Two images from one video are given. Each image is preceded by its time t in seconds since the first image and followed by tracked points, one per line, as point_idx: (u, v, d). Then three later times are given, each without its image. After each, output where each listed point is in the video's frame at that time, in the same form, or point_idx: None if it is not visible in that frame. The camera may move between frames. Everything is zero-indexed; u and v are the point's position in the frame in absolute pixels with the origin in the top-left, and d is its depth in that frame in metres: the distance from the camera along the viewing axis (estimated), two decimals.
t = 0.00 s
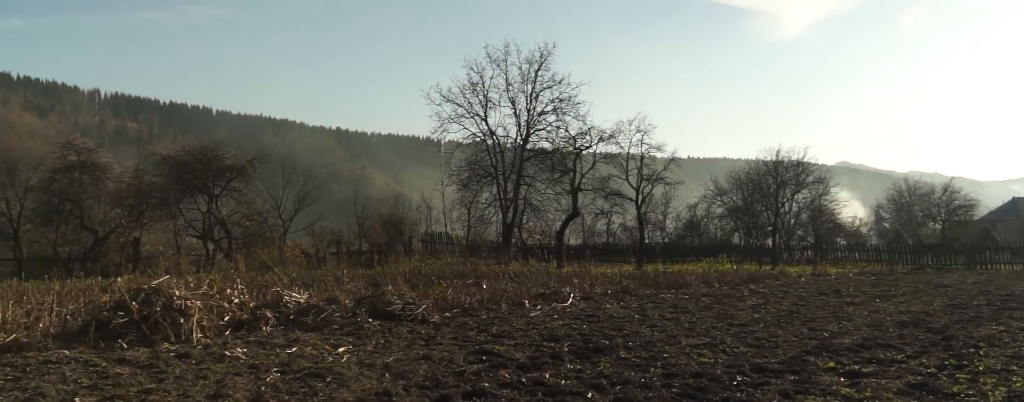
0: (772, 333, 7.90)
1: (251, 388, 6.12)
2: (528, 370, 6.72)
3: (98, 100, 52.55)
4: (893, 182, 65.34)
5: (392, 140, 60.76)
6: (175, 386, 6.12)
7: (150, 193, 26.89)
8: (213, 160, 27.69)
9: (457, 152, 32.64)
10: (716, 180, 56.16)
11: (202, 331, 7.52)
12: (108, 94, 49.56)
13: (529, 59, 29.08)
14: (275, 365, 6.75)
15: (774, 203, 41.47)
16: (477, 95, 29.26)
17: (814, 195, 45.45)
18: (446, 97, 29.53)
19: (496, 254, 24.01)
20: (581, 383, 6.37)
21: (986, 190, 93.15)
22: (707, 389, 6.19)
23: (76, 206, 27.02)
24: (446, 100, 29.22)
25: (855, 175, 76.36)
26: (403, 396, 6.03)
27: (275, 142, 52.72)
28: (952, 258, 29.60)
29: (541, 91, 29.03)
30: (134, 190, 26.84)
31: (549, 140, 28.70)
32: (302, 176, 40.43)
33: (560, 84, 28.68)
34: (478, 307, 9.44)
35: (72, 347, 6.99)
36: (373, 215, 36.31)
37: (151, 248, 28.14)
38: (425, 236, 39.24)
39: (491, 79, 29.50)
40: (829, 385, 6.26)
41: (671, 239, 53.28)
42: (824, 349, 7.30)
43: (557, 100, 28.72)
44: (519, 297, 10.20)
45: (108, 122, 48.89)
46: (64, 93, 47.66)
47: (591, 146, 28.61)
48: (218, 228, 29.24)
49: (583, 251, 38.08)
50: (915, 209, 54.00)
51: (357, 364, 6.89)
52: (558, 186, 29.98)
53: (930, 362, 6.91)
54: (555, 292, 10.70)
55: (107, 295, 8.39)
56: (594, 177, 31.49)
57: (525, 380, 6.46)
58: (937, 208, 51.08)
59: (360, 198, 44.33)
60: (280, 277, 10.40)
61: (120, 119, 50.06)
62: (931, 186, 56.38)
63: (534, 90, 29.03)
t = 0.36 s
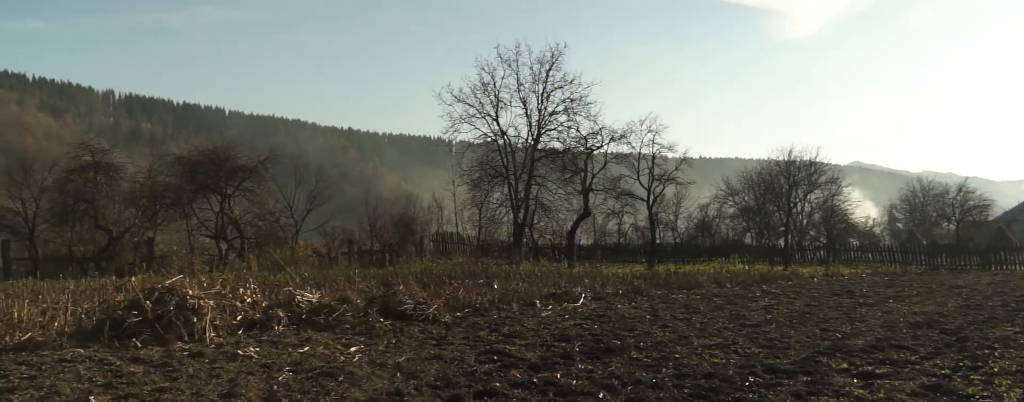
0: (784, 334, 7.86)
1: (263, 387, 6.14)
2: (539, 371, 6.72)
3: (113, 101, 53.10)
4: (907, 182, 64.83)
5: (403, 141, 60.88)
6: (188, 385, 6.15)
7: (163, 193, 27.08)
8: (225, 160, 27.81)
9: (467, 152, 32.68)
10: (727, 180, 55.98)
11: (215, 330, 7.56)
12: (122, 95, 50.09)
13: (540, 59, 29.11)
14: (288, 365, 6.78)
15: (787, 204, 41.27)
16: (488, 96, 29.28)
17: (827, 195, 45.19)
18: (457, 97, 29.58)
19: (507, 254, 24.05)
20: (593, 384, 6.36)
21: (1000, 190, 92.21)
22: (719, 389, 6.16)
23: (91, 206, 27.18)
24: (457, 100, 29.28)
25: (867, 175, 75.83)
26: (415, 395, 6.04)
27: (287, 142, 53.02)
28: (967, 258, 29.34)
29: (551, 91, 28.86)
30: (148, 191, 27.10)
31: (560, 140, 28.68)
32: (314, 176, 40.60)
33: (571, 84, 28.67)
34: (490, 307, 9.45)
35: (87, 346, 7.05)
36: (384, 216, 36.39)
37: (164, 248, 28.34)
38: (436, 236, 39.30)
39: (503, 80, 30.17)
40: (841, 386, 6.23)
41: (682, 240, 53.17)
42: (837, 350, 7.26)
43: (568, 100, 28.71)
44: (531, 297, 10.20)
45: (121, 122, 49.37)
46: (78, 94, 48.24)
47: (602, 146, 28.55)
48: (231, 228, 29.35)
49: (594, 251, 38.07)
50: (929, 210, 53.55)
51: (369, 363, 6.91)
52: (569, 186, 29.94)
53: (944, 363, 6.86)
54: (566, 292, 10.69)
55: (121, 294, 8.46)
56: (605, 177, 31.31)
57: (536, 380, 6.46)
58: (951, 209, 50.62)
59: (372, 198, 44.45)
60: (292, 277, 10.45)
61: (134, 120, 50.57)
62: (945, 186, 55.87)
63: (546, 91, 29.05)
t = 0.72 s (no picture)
0: (797, 335, 7.82)
1: (275, 386, 6.17)
2: (551, 371, 6.72)
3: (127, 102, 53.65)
4: (922, 182, 64.22)
5: (414, 142, 61.13)
6: (201, 384, 6.18)
7: (177, 194, 27.29)
8: (238, 160, 27.96)
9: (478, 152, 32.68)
10: (740, 180, 55.73)
11: (227, 329, 7.60)
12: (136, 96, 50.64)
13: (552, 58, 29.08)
14: (300, 364, 6.80)
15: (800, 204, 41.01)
16: (500, 96, 29.28)
17: (840, 195, 44.86)
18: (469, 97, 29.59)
19: (518, 254, 24.06)
20: (604, 384, 6.34)
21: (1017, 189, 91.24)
22: (731, 391, 6.13)
23: (105, 206, 27.18)
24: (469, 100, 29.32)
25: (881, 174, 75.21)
26: (426, 395, 6.05)
27: (300, 143, 53.46)
28: (983, 259, 29.03)
29: (564, 91, 28.65)
30: (161, 191, 27.26)
31: (571, 140, 28.63)
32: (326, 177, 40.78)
33: (583, 84, 28.62)
34: (501, 306, 9.45)
35: (101, 345, 7.10)
36: (396, 216, 36.47)
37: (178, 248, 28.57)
38: (447, 236, 39.40)
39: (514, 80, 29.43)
40: (855, 387, 6.19)
41: (694, 240, 53.05)
42: (850, 351, 7.22)
43: (580, 100, 28.65)
44: (542, 298, 10.19)
45: (134, 123, 49.98)
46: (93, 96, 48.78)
47: (614, 146, 28.46)
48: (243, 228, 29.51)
49: (606, 252, 38.04)
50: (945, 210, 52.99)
51: (380, 363, 6.93)
52: (580, 186, 29.88)
53: (959, 365, 6.80)
54: (577, 292, 10.68)
55: (135, 293, 8.52)
56: (617, 177, 31.01)
57: (548, 380, 6.46)
58: (967, 209, 50.11)
59: (384, 198, 44.62)
60: (305, 276, 10.50)
61: (148, 121, 51.09)
62: (960, 186, 55.30)
63: (557, 91, 28.95)
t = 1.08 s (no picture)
0: (810, 335, 7.77)
1: (288, 385, 6.19)
2: (562, 371, 6.71)
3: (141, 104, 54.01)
4: (936, 182, 63.70)
5: (426, 141, 61.38)
6: (214, 383, 6.21)
7: (190, 194, 27.48)
8: (250, 160, 28.11)
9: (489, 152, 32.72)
10: (752, 179, 55.52)
11: (240, 329, 7.64)
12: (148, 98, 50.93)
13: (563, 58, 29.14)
14: (312, 363, 6.83)
15: (813, 204, 40.82)
16: (511, 96, 29.33)
17: (853, 195, 44.61)
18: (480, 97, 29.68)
19: (529, 253, 24.06)
20: (616, 384, 6.33)
21: None
22: (744, 391, 6.11)
23: (120, 206, 27.37)
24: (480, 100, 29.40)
25: (894, 174, 74.68)
26: (438, 395, 6.06)
27: (312, 144, 53.89)
28: (998, 259, 28.78)
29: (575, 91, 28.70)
30: (175, 191, 27.44)
31: (582, 140, 28.64)
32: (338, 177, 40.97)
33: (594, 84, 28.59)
34: (512, 306, 9.45)
35: (116, 343, 7.15)
36: (407, 215, 36.57)
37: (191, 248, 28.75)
38: (459, 236, 39.50)
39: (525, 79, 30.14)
40: (868, 388, 6.15)
41: (706, 240, 52.94)
42: (864, 352, 7.17)
43: (591, 100, 28.67)
44: (554, 298, 10.19)
45: (148, 123, 50.43)
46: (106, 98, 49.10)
47: (625, 146, 28.44)
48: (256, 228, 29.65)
49: (617, 251, 37.97)
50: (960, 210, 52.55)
51: (392, 362, 6.94)
52: (592, 186, 29.87)
53: (974, 366, 6.75)
54: (589, 292, 10.68)
55: (150, 292, 8.58)
56: (628, 177, 30.94)
57: (559, 380, 6.46)
58: (982, 209, 49.67)
59: (396, 198, 44.80)
60: (317, 276, 10.55)
61: (161, 122, 51.38)
62: (975, 186, 54.80)
63: (568, 90, 29.00)
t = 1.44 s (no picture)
0: (824, 336, 7.73)
1: (301, 385, 6.22)
2: (574, 371, 6.71)
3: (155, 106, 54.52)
4: (951, 182, 63.08)
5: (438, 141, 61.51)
6: (227, 382, 6.25)
7: (203, 193, 27.64)
8: (263, 160, 28.25)
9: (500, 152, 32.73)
10: (765, 179, 55.27)
11: (253, 328, 7.67)
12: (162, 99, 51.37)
13: (575, 58, 29.11)
14: (324, 363, 6.85)
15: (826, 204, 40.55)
16: (523, 95, 29.32)
17: (867, 195, 44.28)
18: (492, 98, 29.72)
19: (541, 253, 24.07)
20: (628, 385, 6.32)
21: None
22: (757, 392, 6.07)
23: (134, 206, 27.59)
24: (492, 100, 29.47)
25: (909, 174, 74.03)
26: (450, 395, 6.06)
27: (324, 144, 54.28)
28: (1015, 260, 28.48)
29: (587, 91, 28.68)
30: (188, 191, 27.62)
31: (594, 140, 28.58)
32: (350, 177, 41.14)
33: (606, 84, 28.58)
34: (524, 306, 9.44)
35: (131, 342, 7.21)
36: (418, 215, 36.66)
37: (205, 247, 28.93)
38: (471, 236, 39.55)
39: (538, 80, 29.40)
40: (883, 390, 6.11)
41: (718, 240, 52.80)
42: (878, 353, 7.12)
43: (603, 100, 28.63)
44: (565, 298, 10.18)
45: (163, 124, 50.73)
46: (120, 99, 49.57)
47: (638, 146, 28.36)
48: (269, 227, 29.75)
49: (629, 252, 37.93)
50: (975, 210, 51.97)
51: (404, 362, 6.95)
52: (603, 186, 29.77)
53: (990, 368, 6.69)
54: (601, 292, 10.67)
55: (164, 291, 8.64)
56: (640, 177, 30.81)
57: (571, 380, 6.45)
58: (998, 210, 49.17)
59: (408, 198, 44.95)
60: (329, 276, 10.59)
61: (175, 122, 51.79)
62: (991, 186, 54.22)
63: (580, 90, 29.00)
